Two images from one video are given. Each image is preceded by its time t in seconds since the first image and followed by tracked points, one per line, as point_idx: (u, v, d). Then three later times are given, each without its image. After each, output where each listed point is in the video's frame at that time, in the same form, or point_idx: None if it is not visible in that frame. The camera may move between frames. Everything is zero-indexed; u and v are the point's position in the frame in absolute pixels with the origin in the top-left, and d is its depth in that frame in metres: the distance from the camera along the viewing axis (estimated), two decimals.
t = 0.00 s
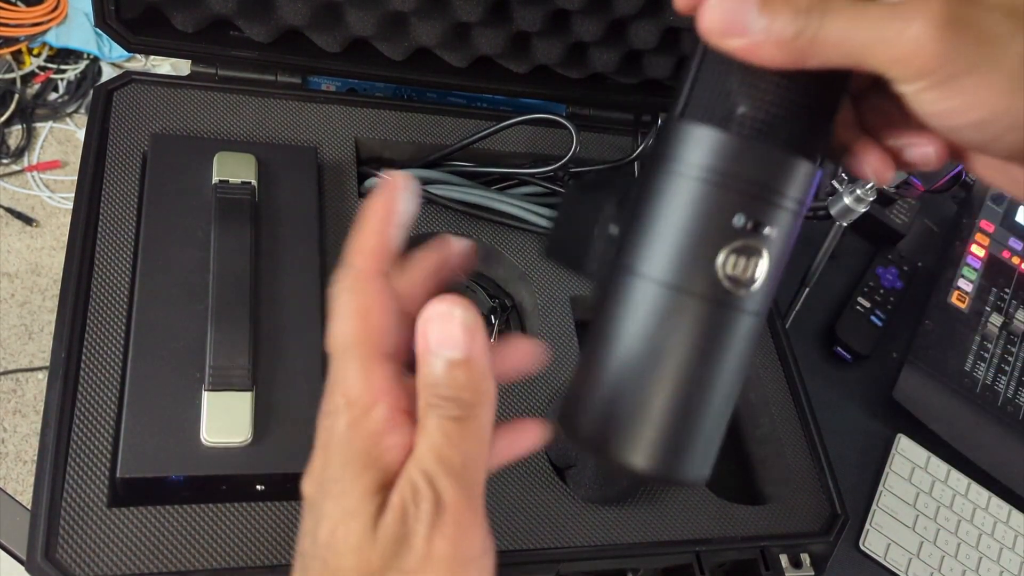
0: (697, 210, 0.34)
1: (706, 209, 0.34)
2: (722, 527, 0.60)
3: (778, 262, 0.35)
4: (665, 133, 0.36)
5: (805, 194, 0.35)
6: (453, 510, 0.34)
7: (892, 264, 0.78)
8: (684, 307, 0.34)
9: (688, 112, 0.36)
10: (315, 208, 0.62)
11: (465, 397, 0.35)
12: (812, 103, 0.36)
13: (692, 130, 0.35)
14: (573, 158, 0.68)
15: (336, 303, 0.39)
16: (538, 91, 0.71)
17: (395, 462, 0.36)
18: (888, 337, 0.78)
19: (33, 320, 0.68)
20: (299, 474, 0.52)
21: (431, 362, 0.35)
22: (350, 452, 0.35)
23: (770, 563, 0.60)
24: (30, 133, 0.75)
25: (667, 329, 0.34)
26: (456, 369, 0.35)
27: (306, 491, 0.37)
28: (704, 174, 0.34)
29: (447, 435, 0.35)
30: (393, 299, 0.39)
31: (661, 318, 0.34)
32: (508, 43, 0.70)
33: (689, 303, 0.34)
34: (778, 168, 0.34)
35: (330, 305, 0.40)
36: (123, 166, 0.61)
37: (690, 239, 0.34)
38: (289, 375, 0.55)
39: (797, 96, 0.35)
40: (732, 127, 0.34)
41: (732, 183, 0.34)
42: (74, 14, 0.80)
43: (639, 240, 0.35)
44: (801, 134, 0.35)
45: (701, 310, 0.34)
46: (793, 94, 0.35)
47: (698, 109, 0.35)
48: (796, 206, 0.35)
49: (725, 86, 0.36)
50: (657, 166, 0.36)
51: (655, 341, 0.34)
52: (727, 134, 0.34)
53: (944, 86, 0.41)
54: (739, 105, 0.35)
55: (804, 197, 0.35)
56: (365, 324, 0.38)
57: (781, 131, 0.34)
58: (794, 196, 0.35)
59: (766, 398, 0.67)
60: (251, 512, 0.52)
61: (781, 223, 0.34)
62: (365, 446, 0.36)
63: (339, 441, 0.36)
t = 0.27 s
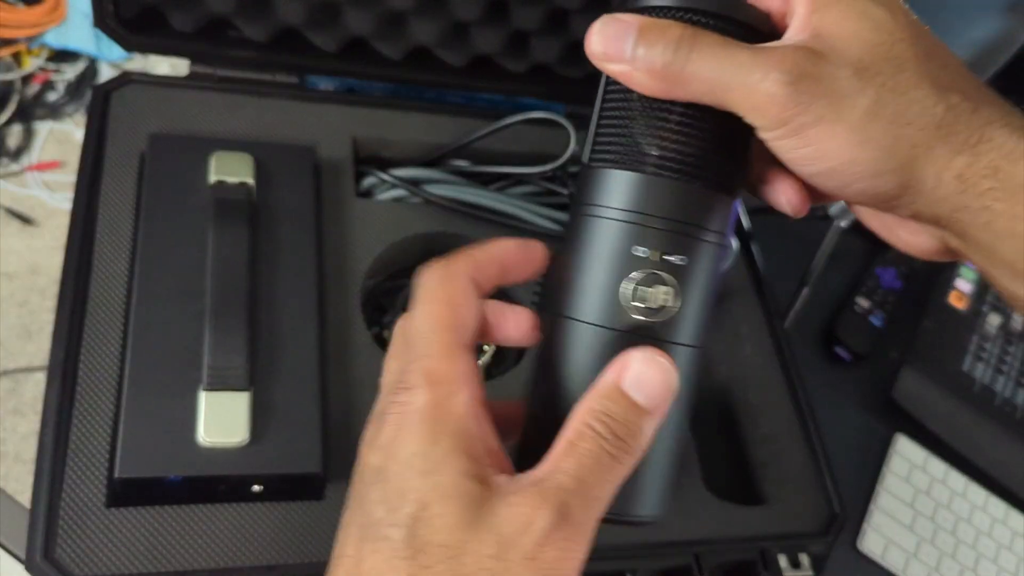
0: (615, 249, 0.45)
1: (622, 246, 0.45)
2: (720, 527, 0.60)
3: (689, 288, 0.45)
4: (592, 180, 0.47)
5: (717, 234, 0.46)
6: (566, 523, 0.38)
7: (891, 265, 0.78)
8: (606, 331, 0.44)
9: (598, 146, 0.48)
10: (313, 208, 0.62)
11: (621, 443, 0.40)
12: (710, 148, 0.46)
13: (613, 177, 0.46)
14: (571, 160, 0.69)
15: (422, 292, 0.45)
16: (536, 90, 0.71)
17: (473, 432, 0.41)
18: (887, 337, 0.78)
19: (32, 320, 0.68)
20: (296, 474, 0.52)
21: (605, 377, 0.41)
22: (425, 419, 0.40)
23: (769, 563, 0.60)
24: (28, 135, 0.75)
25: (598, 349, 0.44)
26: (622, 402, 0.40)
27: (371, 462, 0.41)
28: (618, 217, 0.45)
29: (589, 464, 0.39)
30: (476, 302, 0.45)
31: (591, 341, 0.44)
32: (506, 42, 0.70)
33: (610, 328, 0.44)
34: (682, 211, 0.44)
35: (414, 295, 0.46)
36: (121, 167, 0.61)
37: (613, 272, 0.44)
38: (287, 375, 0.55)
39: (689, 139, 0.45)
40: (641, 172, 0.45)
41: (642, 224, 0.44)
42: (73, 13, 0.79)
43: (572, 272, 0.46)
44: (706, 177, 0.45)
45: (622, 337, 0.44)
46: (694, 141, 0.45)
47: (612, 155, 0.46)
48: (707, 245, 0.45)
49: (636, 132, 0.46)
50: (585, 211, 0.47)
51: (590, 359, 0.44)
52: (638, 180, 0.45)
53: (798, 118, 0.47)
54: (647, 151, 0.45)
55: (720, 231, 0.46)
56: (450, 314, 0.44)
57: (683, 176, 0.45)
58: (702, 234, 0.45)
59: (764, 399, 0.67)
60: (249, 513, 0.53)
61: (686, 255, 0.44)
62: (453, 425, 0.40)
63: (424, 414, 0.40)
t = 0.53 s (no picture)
0: (539, 206, 0.41)
1: (546, 204, 0.41)
2: (715, 527, 0.60)
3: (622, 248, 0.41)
4: (513, 125, 0.42)
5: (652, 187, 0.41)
6: (579, 524, 0.39)
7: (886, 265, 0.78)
8: (532, 290, 0.41)
9: (522, 80, 0.42)
10: (309, 208, 0.62)
11: (610, 440, 0.41)
12: (641, 83, 0.39)
13: (535, 123, 0.41)
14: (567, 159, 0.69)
15: (420, 294, 0.46)
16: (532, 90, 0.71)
17: (473, 436, 0.40)
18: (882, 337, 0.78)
19: (26, 321, 0.68)
20: (293, 474, 0.52)
21: (584, 374, 0.40)
22: (420, 427, 0.41)
23: (765, 563, 0.60)
24: (22, 135, 0.75)
25: (524, 313, 0.41)
26: (604, 401, 0.40)
27: (375, 471, 0.42)
28: (541, 171, 0.41)
29: (585, 461, 0.40)
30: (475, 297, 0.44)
31: (519, 305, 0.41)
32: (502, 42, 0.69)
33: (535, 290, 0.41)
34: (610, 163, 0.40)
35: (413, 297, 0.46)
36: (117, 166, 0.61)
37: (539, 234, 0.41)
38: (282, 374, 0.55)
39: (616, 73, 0.39)
40: (563, 119, 0.40)
41: (565, 177, 0.40)
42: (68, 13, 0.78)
43: (496, 229, 0.43)
44: (631, 119, 0.40)
45: (554, 301, 0.41)
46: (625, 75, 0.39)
47: (537, 95, 0.41)
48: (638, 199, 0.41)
49: (558, 66, 0.39)
50: (509, 163, 0.42)
51: (517, 324, 0.41)
52: (566, 130, 0.40)
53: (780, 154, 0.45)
54: (568, 90, 0.39)
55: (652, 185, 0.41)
56: (446, 313, 0.43)
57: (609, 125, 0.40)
58: (632, 189, 0.40)
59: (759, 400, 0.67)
60: (245, 512, 0.53)
61: (612, 211, 0.40)
62: (453, 430, 0.40)
63: (421, 419, 0.41)
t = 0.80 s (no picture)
0: (527, 274, 0.37)
1: (535, 271, 0.37)
2: (713, 527, 0.60)
3: (620, 314, 0.38)
4: (497, 184, 0.38)
5: (649, 244, 0.37)
6: None
7: (884, 265, 0.79)
8: (524, 360, 0.38)
9: (509, 132, 0.37)
10: (307, 208, 0.62)
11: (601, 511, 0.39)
12: (636, 133, 0.35)
13: (519, 187, 0.36)
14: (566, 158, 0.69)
15: (409, 367, 0.46)
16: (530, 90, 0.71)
17: (453, 527, 0.40)
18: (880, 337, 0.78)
19: (24, 321, 0.68)
20: (290, 474, 0.52)
21: (568, 450, 0.38)
22: (401, 518, 0.41)
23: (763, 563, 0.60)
24: (20, 135, 0.75)
25: (516, 382, 0.38)
26: (592, 472, 0.38)
27: (360, 565, 0.42)
28: (527, 236, 0.37)
29: (572, 539, 0.38)
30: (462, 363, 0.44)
31: (513, 375, 0.38)
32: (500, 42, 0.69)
33: (527, 360, 0.38)
34: (603, 225, 0.36)
35: (405, 369, 0.47)
36: (114, 166, 0.61)
37: (527, 304, 0.37)
38: (280, 375, 0.55)
39: (608, 125, 0.34)
40: (549, 182, 0.36)
41: (553, 244, 0.36)
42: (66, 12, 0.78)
43: (486, 295, 0.39)
44: (626, 174, 0.35)
45: (549, 371, 0.37)
46: (617, 125, 0.34)
47: (522, 151, 0.36)
48: (634, 263, 0.37)
49: (543, 118, 0.35)
50: (496, 227, 0.38)
51: (510, 392, 0.38)
52: (554, 196, 0.35)
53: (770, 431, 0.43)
54: (554, 145, 0.35)
55: (650, 240, 0.37)
56: (430, 390, 0.43)
57: (600, 183, 0.35)
58: (628, 252, 0.37)
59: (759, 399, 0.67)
60: (243, 513, 0.53)
61: (606, 279, 0.37)
62: (432, 522, 0.40)
63: (401, 512, 0.41)
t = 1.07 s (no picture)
0: (544, 266, 0.37)
1: (552, 262, 0.37)
2: (714, 527, 0.61)
3: (641, 303, 0.37)
4: (512, 174, 0.38)
5: (670, 230, 0.37)
6: None
7: (884, 264, 0.78)
8: (544, 354, 0.38)
9: (523, 117, 0.37)
10: (307, 208, 0.62)
11: (625, 509, 0.39)
12: (652, 115, 0.34)
13: (534, 175, 0.36)
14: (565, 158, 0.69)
15: (428, 364, 0.46)
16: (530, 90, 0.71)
17: (472, 527, 0.40)
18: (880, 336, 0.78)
19: (24, 321, 0.68)
20: (291, 474, 0.52)
21: (592, 446, 0.38)
22: (418, 516, 0.41)
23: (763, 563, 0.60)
24: (19, 134, 0.75)
25: (536, 374, 0.38)
26: (617, 469, 0.38)
27: (376, 565, 0.42)
28: (543, 226, 0.37)
29: (594, 539, 0.38)
30: (481, 358, 0.44)
31: (532, 369, 0.38)
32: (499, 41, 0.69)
33: (546, 353, 0.38)
34: (620, 212, 0.35)
35: (423, 365, 0.47)
36: (114, 166, 0.61)
37: (545, 296, 0.37)
38: (280, 375, 0.55)
39: (623, 107, 0.34)
40: (565, 169, 0.36)
41: (571, 234, 0.36)
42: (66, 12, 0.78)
43: (504, 288, 0.39)
44: (643, 157, 0.35)
45: (568, 364, 0.37)
46: (634, 107, 0.34)
47: (536, 137, 0.36)
48: (656, 250, 0.37)
49: (556, 101, 0.35)
50: (513, 219, 0.38)
51: (529, 387, 0.38)
52: (570, 185, 0.35)
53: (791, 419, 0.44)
54: (568, 130, 0.35)
55: (671, 226, 0.37)
56: (448, 386, 0.43)
57: (617, 168, 0.35)
58: (648, 239, 0.36)
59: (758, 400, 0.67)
60: (244, 513, 0.53)
61: (625, 268, 0.36)
62: (450, 522, 0.40)
63: (418, 511, 0.41)
